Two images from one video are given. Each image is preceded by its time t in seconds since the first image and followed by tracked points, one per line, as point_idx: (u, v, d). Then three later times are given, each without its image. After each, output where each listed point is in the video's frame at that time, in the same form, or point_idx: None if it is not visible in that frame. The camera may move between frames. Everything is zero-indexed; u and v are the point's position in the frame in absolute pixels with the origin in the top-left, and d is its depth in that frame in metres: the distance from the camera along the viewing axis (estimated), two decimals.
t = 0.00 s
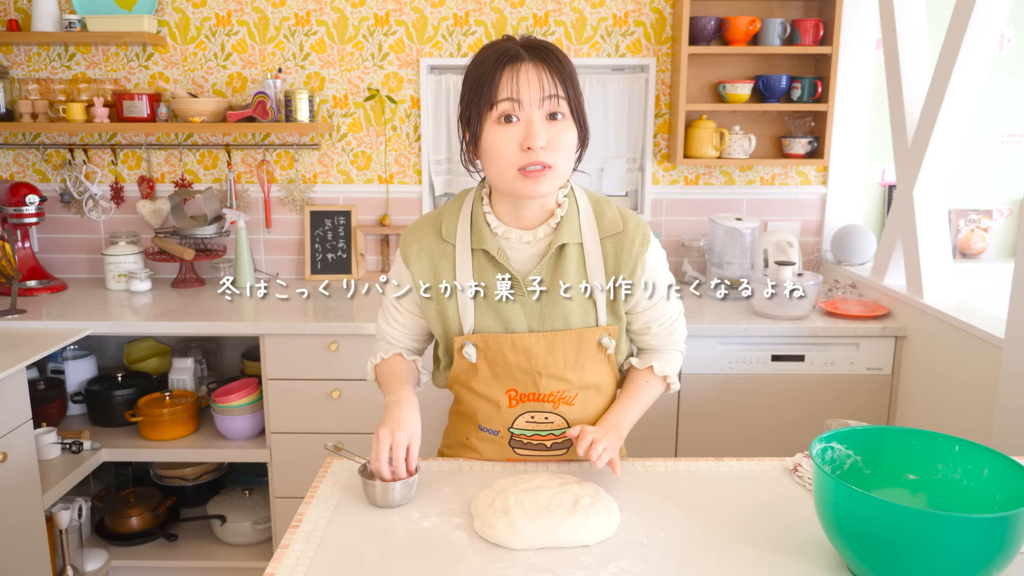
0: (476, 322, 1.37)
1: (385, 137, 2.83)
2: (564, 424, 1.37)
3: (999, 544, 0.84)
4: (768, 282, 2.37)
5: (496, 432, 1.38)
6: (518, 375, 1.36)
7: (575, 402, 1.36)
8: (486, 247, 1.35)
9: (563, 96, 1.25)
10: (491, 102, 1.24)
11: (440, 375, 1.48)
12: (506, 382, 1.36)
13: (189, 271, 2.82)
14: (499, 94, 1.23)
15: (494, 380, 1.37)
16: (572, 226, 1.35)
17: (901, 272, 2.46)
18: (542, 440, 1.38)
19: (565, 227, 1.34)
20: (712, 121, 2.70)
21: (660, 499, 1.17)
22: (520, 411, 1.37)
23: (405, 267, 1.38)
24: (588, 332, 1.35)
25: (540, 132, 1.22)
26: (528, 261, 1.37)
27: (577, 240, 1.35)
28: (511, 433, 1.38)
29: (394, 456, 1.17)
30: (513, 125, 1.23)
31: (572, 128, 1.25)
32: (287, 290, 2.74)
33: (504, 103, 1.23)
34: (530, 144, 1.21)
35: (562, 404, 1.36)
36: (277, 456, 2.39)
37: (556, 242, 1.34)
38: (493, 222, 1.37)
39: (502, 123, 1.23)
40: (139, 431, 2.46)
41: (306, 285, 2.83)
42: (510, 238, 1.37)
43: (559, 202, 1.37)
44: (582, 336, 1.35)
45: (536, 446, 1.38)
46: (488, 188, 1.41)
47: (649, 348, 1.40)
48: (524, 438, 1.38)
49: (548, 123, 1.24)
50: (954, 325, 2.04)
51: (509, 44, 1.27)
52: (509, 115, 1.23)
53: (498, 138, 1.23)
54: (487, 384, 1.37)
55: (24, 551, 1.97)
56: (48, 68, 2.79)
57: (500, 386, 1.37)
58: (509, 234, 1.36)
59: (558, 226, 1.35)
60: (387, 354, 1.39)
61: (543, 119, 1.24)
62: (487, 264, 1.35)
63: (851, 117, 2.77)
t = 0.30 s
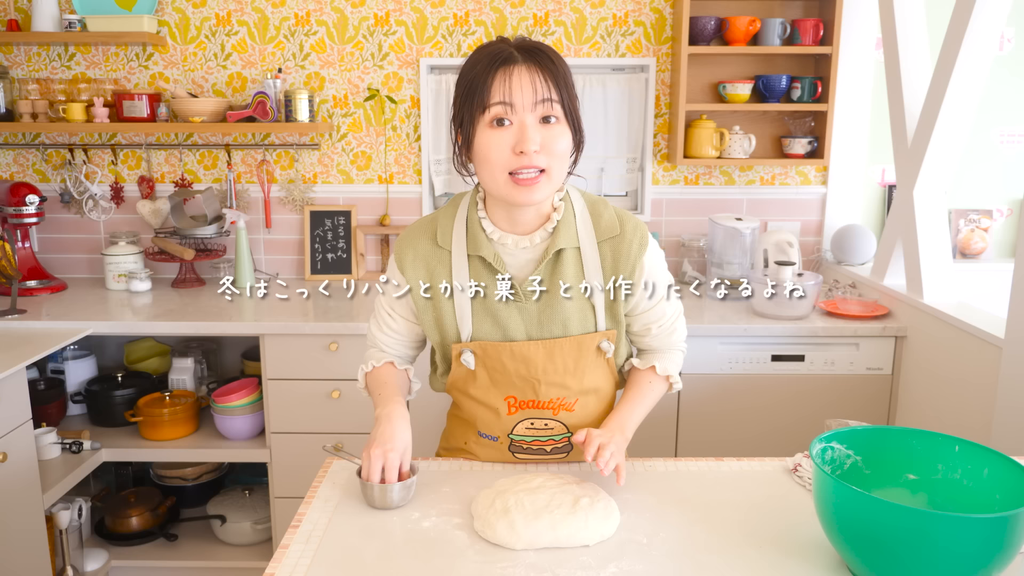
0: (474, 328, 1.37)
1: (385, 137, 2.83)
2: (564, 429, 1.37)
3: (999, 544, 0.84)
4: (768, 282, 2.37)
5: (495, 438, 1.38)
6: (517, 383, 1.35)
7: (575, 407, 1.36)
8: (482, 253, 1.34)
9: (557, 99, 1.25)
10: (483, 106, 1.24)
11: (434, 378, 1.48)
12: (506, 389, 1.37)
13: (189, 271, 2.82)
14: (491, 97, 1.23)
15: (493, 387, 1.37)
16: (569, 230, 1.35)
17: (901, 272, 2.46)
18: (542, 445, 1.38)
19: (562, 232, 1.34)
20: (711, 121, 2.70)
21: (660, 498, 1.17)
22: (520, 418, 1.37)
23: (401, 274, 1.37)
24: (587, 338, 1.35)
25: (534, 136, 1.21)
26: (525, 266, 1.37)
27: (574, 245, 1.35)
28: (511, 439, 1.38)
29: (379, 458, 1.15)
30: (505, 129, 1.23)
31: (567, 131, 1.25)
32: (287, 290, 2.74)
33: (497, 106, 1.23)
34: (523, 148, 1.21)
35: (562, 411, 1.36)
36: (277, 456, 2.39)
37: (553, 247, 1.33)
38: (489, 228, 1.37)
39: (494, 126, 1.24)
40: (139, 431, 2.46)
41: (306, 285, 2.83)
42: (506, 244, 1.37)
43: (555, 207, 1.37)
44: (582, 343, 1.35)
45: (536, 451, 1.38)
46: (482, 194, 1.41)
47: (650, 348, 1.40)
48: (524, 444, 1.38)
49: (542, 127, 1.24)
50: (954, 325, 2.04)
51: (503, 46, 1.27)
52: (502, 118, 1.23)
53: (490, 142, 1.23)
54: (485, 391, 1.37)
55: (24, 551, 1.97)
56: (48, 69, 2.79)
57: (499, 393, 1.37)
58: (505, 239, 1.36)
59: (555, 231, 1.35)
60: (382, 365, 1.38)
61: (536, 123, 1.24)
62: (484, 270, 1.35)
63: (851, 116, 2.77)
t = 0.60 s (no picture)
0: (473, 329, 1.37)
1: (385, 137, 2.83)
2: (564, 429, 1.38)
3: (999, 544, 0.84)
4: (768, 282, 2.37)
5: (495, 438, 1.39)
6: (517, 383, 1.36)
7: (574, 407, 1.37)
8: (480, 255, 1.34)
9: (552, 100, 1.25)
10: (478, 107, 1.24)
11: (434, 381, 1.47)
12: (506, 389, 1.37)
13: (189, 271, 2.82)
14: (487, 98, 1.23)
15: (492, 388, 1.37)
16: (566, 230, 1.35)
17: (901, 272, 2.46)
18: (542, 445, 1.39)
19: (560, 232, 1.34)
20: (711, 121, 2.70)
21: (660, 498, 1.17)
22: (519, 418, 1.37)
23: (399, 277, 1.36)
24: (585, 337, 1.35)
25: (528, 136, 1.22)
26: (524, 266, 1.37)
27: (572, 244, 1.35)
28: (511, 439, 1.38)
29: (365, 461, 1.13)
30: (500, 130, 1.23)
31: (561, 131, 1.25)
32: (286, 290, 2.74)
33: (491, 108, 1.23)
34: (518, 149, 1.21)
35: (561, 410, 1.36)
36: (277, 456, 2.39)
37: (551, 247, 1.33)
38: (486, 230, 1.36)
39: (490, 127, 1.23)
40: (139, 431, 2.46)
41: (306, 285, 2.83)
42: (504, 245, 1.36)
43: (552, 206, 1.37)
44: (581, 342, 1.35)
45: (536, 451, 1.39)
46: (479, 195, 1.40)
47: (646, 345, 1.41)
48: (524, 444, 1.39)
49: (536, 128, 1.24)
50: (954, 325, 2.04)
51: (497, 46, 1.27)
52: (497, 119, 1.23)
53: (486, 142, 1.23)
54: (485, 392, 1.38)
55: (25, 551, 1.97)
56: (48, 69, 2.79)
57: (498, 394, 1.37)
58: (503, 240, 1.36)
59: (553, 231, 1.35)
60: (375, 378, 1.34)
61: (531, 123, 1.24)
62: (482, 270, 1.35)
63: (851, 116, 2.77)
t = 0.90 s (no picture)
0: (473, 322, 1.37)
1: (385, 137, 2.83)
2: (563, 425, 1.38)
3: (999, 544, 0.84)
4: (768, 282, 2.37)
5: (495, 436, 1.39)
6: (517, 379, 1.36)
7: (574, 402, 1.37)
8: (479, 247, 1.34)
9: (550, 94, 1.25)
10: (477, 101, 1.24)
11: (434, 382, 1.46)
12: (505, 386, 1.37)
13: (189, 271, 2.82)
14: (485, 93, 1.23)
15: (492, 384, 1.37)
16: (564, 222, 1.35)
17: (901, 272, 2.46)
18: (542, 442, 1.39)
19: (558, 223, 1.34)
20: (711, 121, 2.70)
21: (660, 498, 1.17)
22: (519, 415, 1.37)
23: (398, 272, 1.36)
24: (584, 330, 1.36)
25: (526, 130, 1.22)
26: (523, 259, 1.36)
27: (570, 237, 1.35)
28: (511, 437, 1.38)
29: (358, 442, 1.13)
30: (499, 124, 1.23)
31: (559, 125, 1.26)
32: (286, 290, 2.74)
33: (490, 103, 1.23)
34: (516, 142, 1.21)
35: (561, 406, 1.37)
36: (277, 455, 2.39)
37: (549, 238, 1.34)
38: (483, 222, 1.36)
39: (488, 122, 1.23)
40: (139, 431, 2.46)
41: (306, 285, 2.83)
42: (503, 237, 1.36)
43: (549, 199, 1.37)
44: (579, 336, 1.36)
45: (536, 447, 1.39)
46: (477, 189, 1.40)
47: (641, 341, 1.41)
48: (524, 441, 1.39)
49: (535, 122, 1.24)
50: (954, 325, 2.04)
51: (495, 42, 1.27)
52: (495, 113, 1.23)
53: (485, 136, 1.23)
54: (484, 388, 1.38)
55: (25, 551, 1.97)
56: (48, 68, 2.79)
57: (498, 390, 1.37)
58: (502, 233, 1.36)
59: (551, 223, 1.35)
60: (375, 370, 1.33)
61: (529, 117, 1.24)
62: (481, 263, 1.35)
63: (851, 116, 2.77)
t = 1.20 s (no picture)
0: (473, 307, 1.37)
1: (385, 137, 2.83)
2: (562, 410, 1.38)
3: (999, 544, 0.84)
4: (768, 282, 2.37)
5: (495, 426, 1.38)
6: (515, 364, 1.36)
7: (572, 387, 1.37)
8: (479, 233, 1.36)
9: (549, 98, 1.26)
10: (478, 104, 1.24)
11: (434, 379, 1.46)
12: (503, 371, 1.37)
13: (188, 271, 2.82)
14: (485, 96, 1.23)
15: (490, 371, 1.37)
16: (559, 210, 1.38)
17: (901, 272, 2.46)
18: (541, 429, 1.39)
19: (554, 210, 1.37)
20: (711, 121, 2.70)
21: (660, 498, 1.17)
22: (518, 401, 1.37)
23: (399, 260, 1.38)
24: (580, 313, 1.36)
25: (525, 134, 1.23)
26: (519, 245, 1.39)
27: (565, 224, 1.38)
28: (510, 425, 1.38)
29: (355, 422, 1.14)
30: (498, 127, 1.24)
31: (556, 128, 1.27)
32: (286, 290, 2.74)
33: (490, 106, 1.23)
34: (515, 147, 1.22)
35: (559, 389, 1.37)
36: (277, 455, 2.39)
37: (545, 224, 1.36)
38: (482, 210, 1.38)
39: (488, 125, 1.24)
40: (139, 431, 2.46)
41: (306, 285, 2.83)
42: (500, 223, 1.38)
43: (545, 189, 1.40)
44: (576, 319, 1.36)
45: (536, 435, 1.39)
46: (476, 181, 1.42)
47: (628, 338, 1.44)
48: (524, 428, 1.38)
49: (533, 125, 1.24)
50: (954, 325, 2.04)
51: (497, 42, 1.26)
52: (495, 117, 1.24)
53: (484, 139, 1.24)
54: (483, 376, 1.37)
55: (25, 550, 1.97)
56: (48, 68, 2.79)
57: (496, 376, 1.37)
58: (500, 219, 1.38)
59: (547, 210, 1.37)
60: (375, 366, 1.33)
61: (528, 120, 1.24)
62: (480, 250, 1.38)
63: (851, 116, 2.77)
